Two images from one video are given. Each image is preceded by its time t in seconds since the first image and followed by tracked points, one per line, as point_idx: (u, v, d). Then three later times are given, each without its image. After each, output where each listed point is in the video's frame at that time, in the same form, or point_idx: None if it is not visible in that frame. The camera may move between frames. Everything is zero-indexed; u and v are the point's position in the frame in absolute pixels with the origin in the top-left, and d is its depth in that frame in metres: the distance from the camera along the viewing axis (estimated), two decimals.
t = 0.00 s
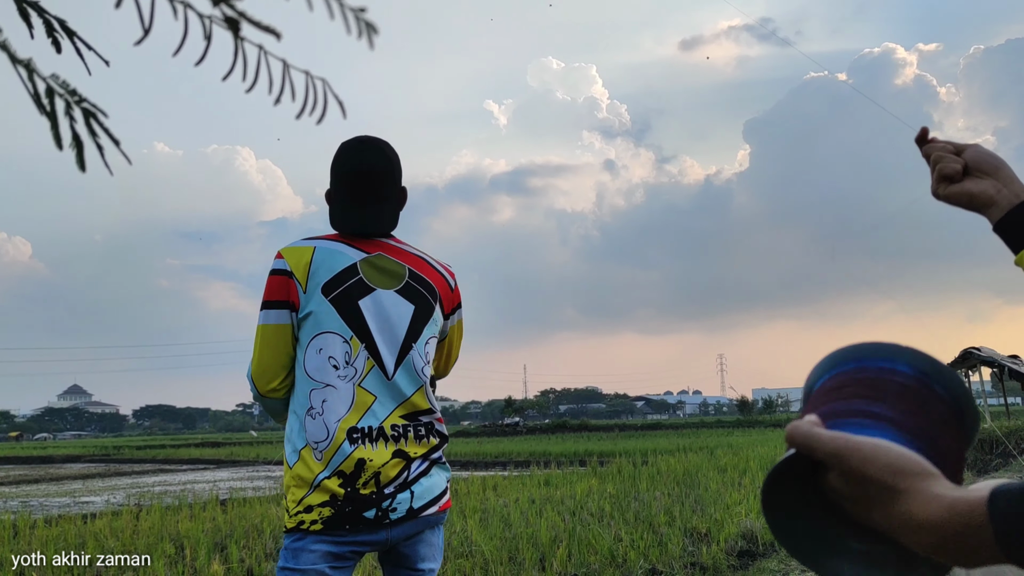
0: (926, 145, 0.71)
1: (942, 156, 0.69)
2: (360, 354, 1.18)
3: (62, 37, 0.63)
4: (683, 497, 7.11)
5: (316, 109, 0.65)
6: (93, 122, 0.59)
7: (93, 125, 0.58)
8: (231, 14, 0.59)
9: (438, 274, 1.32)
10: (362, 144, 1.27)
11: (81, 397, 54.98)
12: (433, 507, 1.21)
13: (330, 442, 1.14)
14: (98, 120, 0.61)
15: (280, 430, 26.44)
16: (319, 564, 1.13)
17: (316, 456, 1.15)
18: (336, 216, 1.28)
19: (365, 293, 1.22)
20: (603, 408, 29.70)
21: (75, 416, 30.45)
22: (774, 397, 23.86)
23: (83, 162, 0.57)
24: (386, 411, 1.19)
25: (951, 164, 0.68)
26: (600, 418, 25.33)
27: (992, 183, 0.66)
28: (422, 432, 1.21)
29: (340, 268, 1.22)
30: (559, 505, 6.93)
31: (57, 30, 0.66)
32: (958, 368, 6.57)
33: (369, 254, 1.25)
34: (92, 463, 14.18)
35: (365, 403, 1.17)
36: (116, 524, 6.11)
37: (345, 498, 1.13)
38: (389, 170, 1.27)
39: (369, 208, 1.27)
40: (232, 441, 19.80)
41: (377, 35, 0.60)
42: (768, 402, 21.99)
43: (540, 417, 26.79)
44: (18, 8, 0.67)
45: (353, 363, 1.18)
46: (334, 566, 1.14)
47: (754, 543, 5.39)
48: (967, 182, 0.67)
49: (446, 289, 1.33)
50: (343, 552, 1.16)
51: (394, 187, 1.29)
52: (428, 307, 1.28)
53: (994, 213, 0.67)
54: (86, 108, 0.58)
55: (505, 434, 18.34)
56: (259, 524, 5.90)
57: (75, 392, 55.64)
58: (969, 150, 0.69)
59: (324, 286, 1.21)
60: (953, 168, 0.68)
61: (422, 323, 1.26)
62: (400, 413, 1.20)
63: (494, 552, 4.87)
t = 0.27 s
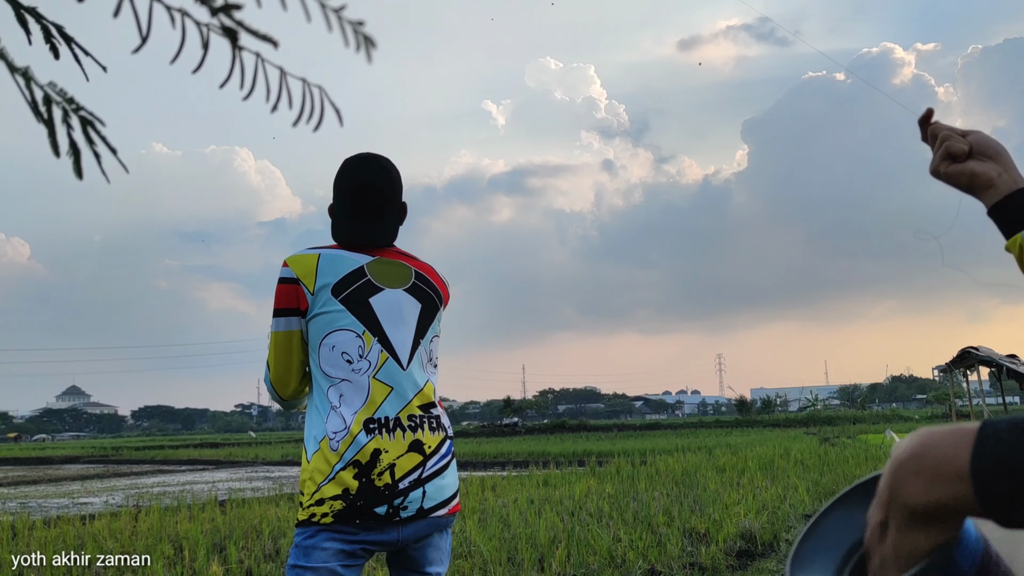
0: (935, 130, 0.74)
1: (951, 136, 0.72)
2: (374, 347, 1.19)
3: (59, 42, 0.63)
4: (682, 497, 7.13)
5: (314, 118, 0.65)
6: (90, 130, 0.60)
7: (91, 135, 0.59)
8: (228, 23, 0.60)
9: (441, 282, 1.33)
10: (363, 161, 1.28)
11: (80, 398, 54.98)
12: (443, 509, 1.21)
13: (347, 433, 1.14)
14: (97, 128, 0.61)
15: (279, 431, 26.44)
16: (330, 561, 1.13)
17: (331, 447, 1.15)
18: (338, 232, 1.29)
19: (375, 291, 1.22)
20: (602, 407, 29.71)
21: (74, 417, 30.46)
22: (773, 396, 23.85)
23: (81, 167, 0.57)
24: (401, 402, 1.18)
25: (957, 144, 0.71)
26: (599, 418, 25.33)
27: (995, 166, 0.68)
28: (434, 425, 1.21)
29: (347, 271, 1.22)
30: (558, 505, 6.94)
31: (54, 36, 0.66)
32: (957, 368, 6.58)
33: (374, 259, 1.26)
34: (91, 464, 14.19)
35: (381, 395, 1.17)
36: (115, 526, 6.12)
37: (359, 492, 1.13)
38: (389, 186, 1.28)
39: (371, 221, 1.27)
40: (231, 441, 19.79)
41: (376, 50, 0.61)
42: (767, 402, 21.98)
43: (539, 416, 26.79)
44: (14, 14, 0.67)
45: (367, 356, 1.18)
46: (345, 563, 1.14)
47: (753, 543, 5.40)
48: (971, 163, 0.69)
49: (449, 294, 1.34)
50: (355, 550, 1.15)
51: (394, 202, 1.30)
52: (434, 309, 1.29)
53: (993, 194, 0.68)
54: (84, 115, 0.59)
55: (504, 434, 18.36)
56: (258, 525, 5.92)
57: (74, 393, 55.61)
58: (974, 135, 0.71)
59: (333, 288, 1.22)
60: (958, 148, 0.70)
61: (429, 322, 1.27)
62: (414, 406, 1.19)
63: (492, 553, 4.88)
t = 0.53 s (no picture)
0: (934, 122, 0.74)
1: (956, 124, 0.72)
2: (376, 345, 1.19)
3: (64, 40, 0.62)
4: (681, 497, 7.13)
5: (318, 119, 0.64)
6: (96, 129, 0.58)
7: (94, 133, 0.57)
8: (237, 21, 0.59)
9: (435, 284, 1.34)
10: (353, 168, 1.28)
11: (79, 398, 54.92)
12: (449, 504, 1.21)
13: (355, 429, 1.14)
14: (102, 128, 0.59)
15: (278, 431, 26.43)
16: (338, 558, 1.13)
17: (338, 444, 1.15)
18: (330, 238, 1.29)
19: (373, 292, 1.23)
20: (601, 407, 29.71)
21: (72, 418, 30.42)
22: (772, 396, 23.86)
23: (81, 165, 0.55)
24: (405, 399, 1.19)
25: (970, 132, 0.71)
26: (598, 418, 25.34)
27: (1005, 157, 0.69)
28: (438, 422, 1.22)
29: (344, 274, 1.22)
30: (557, 505, 6.94)
31: (56, 35, 0.65)
32: (956, 368, 6.59)
33: (369, 261, 1.26)
34: (89, 465, 14.17)
35: (385, 392, 1.17)
36: (115, 527, 6.10)
37: (367, 488, 1.13)
38: (378, 195, 1.28)
39: (362, 226, 1.28)
40: (230, 442, 19.77)
41: (387, 51, 0.58)
42: (766, 402, 21.97)
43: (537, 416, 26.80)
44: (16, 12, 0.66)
45: (370, 354, 1.18)
46: (352, 560, 1.14)
47: (753, 543, 5.39)
48: (982, 150, 0.70)
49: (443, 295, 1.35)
50: (361, 547, 1.15)
51: (383, 209, 1.30)
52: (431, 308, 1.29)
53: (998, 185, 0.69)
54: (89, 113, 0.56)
55: (504, 435, 18.36)
56: (258, 525, 5.91)
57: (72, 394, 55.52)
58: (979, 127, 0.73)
59: (330, 290, 1.22)
60: (970, 135, 0.71)
61: (427, 320, 1.27)
62: (419, 403, 1.20)
63: (492, 553, 4.88)
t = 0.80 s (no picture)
0: (906, 146, 0.75)
1: (925, 153, 0.73)
2: (370, 352, 1.19)
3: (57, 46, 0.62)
4: (680, 498, 7.13)
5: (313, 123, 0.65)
6: (91, 138, 0.58)
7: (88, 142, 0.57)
8: (230, 29, 0.59)
9: (426, 282, 1.33)
10: (335, 171, 1.27)
11: (78, 400, 54.95)
12: (450, 506, 1.21)
13: (354, 433, 1.14)
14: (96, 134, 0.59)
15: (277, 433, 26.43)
16: (339, 561, 1.12)
17: (338, 449, 1.15)
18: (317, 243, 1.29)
19: (362, 297, 1.22)
20: (599, 408, 29.72)
21: (71, 419, 30.43)
22: (770, 396, 23.86)
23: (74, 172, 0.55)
24: (403, 403, 1.19)
25: (936, 164, 0.73)
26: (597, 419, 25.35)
27: (978, 189, 0.72)
28: (438, 424, 1.21)
29: (331, 282, 1.22)
30: (556, 506, 6.95)
31: (52, 41, 0.65)
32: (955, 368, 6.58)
33: (357, 266, 1.25)
34: (88, 467, 14.16)
35: (382, 397, 1.17)
36: (113, 529, 6.10)
37: (367, 491, 1.13)
38: (362, 197, 1.28)
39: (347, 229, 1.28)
40: (228, 443, 19.77)
41: (377, 56, 0.61)
42: (765, 402, 21.96)
43: (536, 417, 26.82)
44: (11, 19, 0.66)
45: (364, 361, 1.18)
46: (354, 562, 1.14)
47: (751, 544, 5.39)
48: (952, 183, 0.72)
49: (435, 294, 1.35)
50: (363, 549, 1.15)
51: (368, 210, 1.29)
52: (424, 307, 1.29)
53: (974, 217, 0.72)
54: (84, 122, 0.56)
55: (502, 436, 18.35)
56: (256, 527, 5.92)
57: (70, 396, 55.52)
58: (951, 152, 0.74)
59: (319, 299, 1.22)
60: (937, 168, 0.72)
61: (422, 321, 1.27)
62: (417, 406, 1.20)
63: (490, 555, 4.88)
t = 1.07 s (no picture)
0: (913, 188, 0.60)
1: (936, 195, 0.59)
2: (369, 358, 1.19)
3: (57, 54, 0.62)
4: (678, 498, 7.14)
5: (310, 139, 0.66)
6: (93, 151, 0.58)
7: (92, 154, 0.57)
8: (236, 50, 0.59)
9: (424, 278, 1.33)
10: (331, 167, 1.28)
11: (75, 399, 54.88)
12: (452, 508, 1.22)
13: (354, 439, 1.14)
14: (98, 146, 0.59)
15: (275, 433, 26.40)
16: (342, 564, 1.13)
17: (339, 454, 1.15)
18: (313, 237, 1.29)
19: (360, 300, 1.22)
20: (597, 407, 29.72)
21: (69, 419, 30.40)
22: (768, 396, 23.88)
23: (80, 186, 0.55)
24: (402, 408, 1.19)
25: (946, 205, 0.59)
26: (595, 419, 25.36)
27: (999, 237, 0.59)
28: (438, 426, 1.22)
29: (328, 285, 1.22)
30: (554, 506, 6.95)
31: (51, 48, 0.65)
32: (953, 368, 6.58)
33: (354, 266, 1.25)
34: (85, 467, 14.14)
35: (382, 402, 1.17)
36: (110, 529, 6.09)
37: (370, 495, 1.13)
38: (357, 193, 1.28)
39: (344, 225, 1.28)
40: (226, 443, 19.75)
41: (383, 89, 0.61)
42: (763, 402, 21.97)
43: (534, 417, 26.81)
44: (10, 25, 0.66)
45: (364, 367, 1.18)
46: (356, 565, 1.14)
47: (749, 544, 5.39)
48: (967, 231, 0.59)
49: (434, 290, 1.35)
50: (365, 552, 1.15)
51: (364, 205, 1.30)
52: (422, 305, 1.29)
53: (992, 267, 0.60)
54: (86, 137, 0.56)
55: (501, 436, 18.34)
56: (254, 527, 5.91)
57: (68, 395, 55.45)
58: (964, 194, 0.60)
59: (318, 303, 1.22)
60: (950, 211, 0.58)
61: (420, 320, 1.27)
62: (417, 409, 1.20)
63: (488, 555, 4.87)
